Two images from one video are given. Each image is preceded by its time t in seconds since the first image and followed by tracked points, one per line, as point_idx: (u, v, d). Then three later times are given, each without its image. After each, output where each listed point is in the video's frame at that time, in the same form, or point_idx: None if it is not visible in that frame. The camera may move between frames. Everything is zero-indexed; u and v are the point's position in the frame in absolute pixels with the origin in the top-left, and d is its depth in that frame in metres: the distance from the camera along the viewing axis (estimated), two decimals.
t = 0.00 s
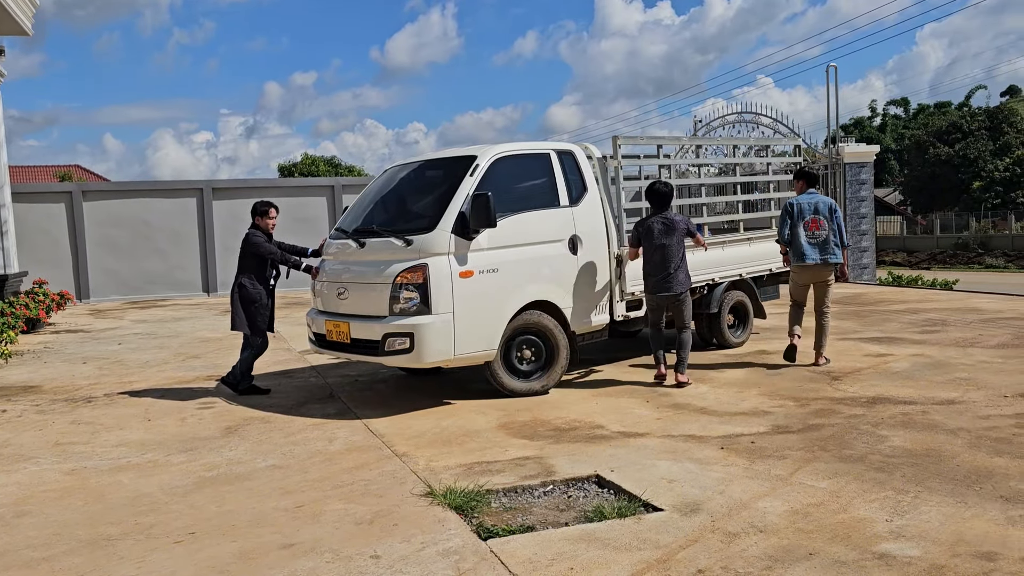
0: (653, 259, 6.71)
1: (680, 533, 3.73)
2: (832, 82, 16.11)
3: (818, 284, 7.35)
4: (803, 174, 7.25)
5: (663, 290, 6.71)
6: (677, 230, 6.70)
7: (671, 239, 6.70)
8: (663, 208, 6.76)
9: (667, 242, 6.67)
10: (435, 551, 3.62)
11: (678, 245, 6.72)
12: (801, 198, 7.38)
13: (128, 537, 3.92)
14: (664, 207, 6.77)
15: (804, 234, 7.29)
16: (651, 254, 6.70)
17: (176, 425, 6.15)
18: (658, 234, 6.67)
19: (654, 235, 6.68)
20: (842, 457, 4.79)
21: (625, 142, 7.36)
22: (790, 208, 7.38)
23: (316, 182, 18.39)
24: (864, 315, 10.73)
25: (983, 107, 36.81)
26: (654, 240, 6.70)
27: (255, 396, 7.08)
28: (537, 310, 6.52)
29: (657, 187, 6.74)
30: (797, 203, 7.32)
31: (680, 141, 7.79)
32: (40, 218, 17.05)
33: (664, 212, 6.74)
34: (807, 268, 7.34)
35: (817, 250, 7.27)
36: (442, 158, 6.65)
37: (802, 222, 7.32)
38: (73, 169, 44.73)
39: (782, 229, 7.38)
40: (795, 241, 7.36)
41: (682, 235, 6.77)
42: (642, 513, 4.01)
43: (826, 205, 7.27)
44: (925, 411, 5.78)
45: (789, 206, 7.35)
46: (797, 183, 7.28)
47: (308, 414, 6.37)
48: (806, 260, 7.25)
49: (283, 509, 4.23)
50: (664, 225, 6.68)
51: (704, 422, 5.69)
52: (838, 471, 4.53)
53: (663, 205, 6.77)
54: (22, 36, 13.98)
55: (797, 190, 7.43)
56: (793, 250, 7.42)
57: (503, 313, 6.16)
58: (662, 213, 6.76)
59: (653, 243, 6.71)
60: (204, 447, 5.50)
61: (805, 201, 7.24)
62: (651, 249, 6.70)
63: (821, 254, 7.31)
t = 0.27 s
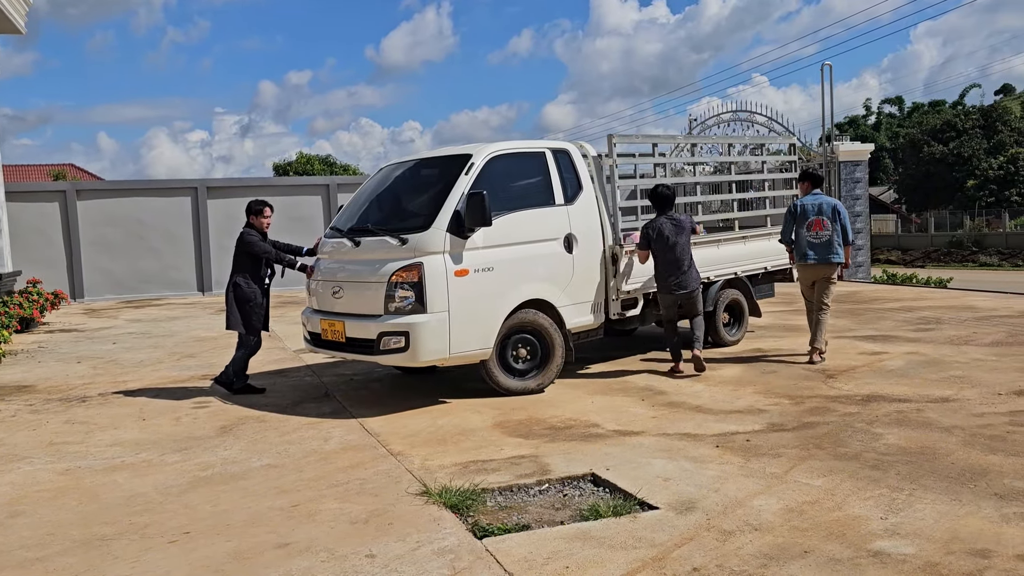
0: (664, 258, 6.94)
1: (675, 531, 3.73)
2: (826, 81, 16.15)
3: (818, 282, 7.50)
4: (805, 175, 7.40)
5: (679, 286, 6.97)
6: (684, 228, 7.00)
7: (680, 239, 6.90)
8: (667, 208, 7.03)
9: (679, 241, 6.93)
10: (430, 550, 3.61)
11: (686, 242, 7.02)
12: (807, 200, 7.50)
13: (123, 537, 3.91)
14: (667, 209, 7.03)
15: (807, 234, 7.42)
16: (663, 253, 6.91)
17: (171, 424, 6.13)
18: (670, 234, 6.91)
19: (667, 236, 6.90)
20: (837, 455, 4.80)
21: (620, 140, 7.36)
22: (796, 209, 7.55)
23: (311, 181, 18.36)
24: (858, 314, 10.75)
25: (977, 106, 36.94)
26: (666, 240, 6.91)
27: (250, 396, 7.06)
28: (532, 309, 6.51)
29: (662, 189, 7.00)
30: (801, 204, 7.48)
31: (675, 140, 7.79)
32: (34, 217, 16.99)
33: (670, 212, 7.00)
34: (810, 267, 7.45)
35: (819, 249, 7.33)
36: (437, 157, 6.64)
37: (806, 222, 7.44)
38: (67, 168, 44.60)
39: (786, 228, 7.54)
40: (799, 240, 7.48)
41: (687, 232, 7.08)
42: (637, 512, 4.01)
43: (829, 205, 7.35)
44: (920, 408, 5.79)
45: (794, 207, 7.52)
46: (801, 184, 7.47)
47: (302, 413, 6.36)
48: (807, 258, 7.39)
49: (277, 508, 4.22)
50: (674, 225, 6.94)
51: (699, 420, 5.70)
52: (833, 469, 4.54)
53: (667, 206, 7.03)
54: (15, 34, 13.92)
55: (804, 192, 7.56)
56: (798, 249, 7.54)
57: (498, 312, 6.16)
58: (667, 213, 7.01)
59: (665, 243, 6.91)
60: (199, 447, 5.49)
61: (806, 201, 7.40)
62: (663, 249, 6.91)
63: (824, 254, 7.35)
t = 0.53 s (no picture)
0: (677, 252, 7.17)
1: (671, 530, 3.73)
2: (822, 79, 16.17)
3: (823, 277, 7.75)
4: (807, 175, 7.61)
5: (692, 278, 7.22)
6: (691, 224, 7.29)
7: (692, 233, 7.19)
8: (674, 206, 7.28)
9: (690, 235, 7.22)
10: (426, 549, 3.61)
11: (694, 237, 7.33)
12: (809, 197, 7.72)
13: (117, 537, 3.89)
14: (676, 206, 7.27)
15: (812, 230, 7.66)
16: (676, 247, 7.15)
17: (166, 424, 6.11)
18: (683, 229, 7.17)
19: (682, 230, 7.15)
20: (832, 453, 4.81)
21: (615, 138, 7.35)
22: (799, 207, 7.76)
23: (307, 179, 18.32)
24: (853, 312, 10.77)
25: (971, 104, 37.05)
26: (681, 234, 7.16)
27: (246, 395, 7.04)
28: (528, 307, 6.51)
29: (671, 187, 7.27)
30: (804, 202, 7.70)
31: (671, 138, 7.79)
32: (28, 216, 16.93)
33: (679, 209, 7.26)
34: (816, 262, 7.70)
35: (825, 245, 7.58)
36: (432, 155, 6.63)
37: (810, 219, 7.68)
38: (61, 167, 44.46)
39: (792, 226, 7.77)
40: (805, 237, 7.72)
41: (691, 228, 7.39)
42: (633, 510, 4.01)
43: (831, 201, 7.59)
44: (915, 406, 5.80)
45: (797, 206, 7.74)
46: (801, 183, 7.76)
47: (298, 412, 6.35)
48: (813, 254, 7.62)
49: (272, 508, 4.21)
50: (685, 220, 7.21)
51: (695, 418, 5.70)
52: (828, 467, 4.55)
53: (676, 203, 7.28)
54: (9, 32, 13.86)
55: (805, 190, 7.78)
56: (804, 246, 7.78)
57: (494, 311, 6.15)
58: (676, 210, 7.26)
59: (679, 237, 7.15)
60: (194, 446, 5.47)
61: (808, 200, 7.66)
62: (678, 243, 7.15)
63: (830, 249, 7.60)
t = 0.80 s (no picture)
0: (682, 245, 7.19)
1: (668, 529, 3.73)
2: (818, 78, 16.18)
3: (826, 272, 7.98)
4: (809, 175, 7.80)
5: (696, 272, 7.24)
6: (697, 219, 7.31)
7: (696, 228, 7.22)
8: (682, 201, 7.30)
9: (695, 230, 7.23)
10: (423, 548, 3.61)
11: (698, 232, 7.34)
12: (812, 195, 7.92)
13: (113, 537, 3.88)
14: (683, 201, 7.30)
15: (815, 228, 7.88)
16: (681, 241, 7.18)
17: (161, 423, 6.10)
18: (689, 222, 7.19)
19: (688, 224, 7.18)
20: (828, 452, 4.81)
21: (612, 138, 7.35)
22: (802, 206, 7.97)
23: (303, 178, 18.30)
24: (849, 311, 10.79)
25: (966, 104, 37.16)
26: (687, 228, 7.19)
27: (242, 394, 7.03)
28: (525, 306, 6.51)
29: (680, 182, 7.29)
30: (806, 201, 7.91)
31: (667, 137, 7.79)
32: (23, 215, 16.88)
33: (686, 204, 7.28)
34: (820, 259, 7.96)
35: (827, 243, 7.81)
36: (428, 154, 6.62)
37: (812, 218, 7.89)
38: (56, 165, 44.36)
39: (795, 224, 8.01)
40: (808, 235, 7.95)
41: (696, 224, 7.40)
42: (629, 509, 4.01)
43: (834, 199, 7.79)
44: (910, 405, 5.81)
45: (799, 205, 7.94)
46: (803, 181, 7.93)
47: (294, 411, 6.34)
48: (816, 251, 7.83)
49: (269, 507, 4.20)
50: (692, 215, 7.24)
51: (691, 417, 5.70)
52: (825, 466, 4.55)
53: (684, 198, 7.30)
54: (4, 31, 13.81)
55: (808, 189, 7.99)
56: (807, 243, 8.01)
57: (490, 310, 6.15)
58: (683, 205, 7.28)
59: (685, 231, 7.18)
60: (190, 446, 5.46)
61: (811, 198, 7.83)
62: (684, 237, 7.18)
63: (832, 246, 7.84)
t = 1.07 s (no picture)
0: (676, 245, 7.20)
1: (665, 528, 3.74)
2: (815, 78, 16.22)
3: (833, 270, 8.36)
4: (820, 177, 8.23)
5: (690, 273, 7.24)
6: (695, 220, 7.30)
7: (691, 230, 7.23)
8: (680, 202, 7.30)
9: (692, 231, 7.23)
10: (420, 548, 3.60)
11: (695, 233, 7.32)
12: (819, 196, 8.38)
13: (109, 536, 3.87)
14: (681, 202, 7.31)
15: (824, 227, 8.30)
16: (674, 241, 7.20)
17: (158, 423, 6.09)
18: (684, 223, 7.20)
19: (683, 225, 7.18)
20: (825, 451, 4.82)
21: (609, 137, 7.35)
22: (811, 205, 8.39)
23: (300, 178, 18.28)
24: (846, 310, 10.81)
25: (963, 104, 37.26)
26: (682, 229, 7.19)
27: (238, 394, 7.02)
28: (522, 306, 6.51)
29: (678, 183, 7.28)
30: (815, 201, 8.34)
31: (664, 137, 7.80)
32: (19, 214, 16.83)
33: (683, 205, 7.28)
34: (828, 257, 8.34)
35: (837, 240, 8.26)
36: (425, 154, 6.62)
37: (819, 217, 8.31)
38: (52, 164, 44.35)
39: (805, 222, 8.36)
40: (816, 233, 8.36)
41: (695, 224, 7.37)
42: (626, 509, 4.01)
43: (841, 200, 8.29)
44: (907, 404, 5.82)
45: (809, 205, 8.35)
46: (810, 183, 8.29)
47: (291, 411, 6.33)
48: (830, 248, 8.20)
49: (265, 507, 4.20)
50: (688, 216, 7.25)
51: (688, 417, 5.71)
52: (821, 465, 4.56)
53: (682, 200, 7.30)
54: None
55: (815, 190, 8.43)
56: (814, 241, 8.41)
57: (487, 309, 6.15)
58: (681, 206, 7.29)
59: (680, 232, 7.19)
60: (186, 445, 5.45)
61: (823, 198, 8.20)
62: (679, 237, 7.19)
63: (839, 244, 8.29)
